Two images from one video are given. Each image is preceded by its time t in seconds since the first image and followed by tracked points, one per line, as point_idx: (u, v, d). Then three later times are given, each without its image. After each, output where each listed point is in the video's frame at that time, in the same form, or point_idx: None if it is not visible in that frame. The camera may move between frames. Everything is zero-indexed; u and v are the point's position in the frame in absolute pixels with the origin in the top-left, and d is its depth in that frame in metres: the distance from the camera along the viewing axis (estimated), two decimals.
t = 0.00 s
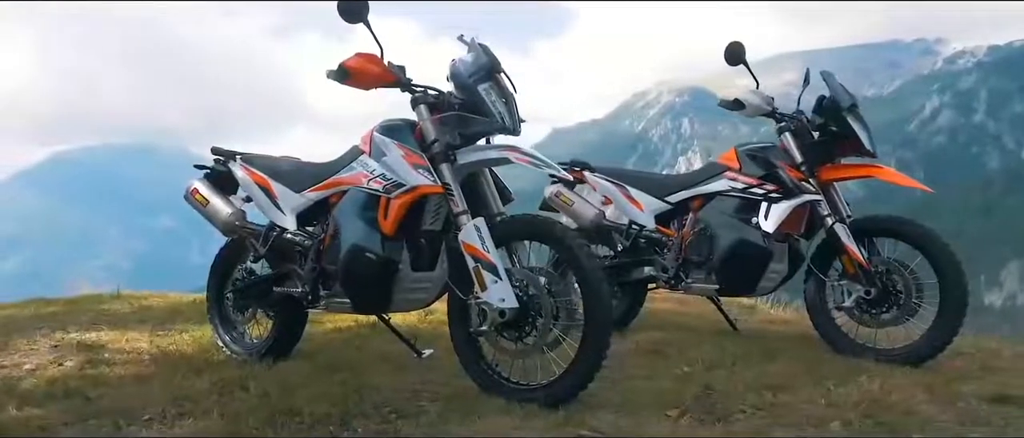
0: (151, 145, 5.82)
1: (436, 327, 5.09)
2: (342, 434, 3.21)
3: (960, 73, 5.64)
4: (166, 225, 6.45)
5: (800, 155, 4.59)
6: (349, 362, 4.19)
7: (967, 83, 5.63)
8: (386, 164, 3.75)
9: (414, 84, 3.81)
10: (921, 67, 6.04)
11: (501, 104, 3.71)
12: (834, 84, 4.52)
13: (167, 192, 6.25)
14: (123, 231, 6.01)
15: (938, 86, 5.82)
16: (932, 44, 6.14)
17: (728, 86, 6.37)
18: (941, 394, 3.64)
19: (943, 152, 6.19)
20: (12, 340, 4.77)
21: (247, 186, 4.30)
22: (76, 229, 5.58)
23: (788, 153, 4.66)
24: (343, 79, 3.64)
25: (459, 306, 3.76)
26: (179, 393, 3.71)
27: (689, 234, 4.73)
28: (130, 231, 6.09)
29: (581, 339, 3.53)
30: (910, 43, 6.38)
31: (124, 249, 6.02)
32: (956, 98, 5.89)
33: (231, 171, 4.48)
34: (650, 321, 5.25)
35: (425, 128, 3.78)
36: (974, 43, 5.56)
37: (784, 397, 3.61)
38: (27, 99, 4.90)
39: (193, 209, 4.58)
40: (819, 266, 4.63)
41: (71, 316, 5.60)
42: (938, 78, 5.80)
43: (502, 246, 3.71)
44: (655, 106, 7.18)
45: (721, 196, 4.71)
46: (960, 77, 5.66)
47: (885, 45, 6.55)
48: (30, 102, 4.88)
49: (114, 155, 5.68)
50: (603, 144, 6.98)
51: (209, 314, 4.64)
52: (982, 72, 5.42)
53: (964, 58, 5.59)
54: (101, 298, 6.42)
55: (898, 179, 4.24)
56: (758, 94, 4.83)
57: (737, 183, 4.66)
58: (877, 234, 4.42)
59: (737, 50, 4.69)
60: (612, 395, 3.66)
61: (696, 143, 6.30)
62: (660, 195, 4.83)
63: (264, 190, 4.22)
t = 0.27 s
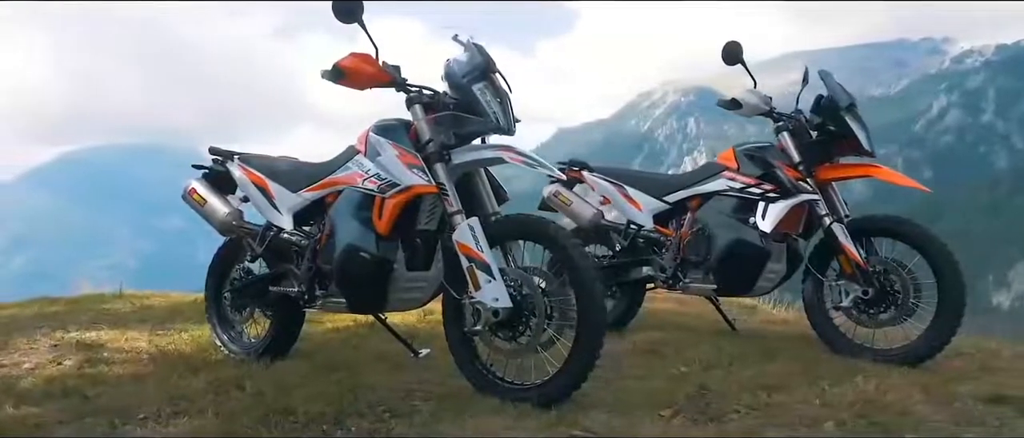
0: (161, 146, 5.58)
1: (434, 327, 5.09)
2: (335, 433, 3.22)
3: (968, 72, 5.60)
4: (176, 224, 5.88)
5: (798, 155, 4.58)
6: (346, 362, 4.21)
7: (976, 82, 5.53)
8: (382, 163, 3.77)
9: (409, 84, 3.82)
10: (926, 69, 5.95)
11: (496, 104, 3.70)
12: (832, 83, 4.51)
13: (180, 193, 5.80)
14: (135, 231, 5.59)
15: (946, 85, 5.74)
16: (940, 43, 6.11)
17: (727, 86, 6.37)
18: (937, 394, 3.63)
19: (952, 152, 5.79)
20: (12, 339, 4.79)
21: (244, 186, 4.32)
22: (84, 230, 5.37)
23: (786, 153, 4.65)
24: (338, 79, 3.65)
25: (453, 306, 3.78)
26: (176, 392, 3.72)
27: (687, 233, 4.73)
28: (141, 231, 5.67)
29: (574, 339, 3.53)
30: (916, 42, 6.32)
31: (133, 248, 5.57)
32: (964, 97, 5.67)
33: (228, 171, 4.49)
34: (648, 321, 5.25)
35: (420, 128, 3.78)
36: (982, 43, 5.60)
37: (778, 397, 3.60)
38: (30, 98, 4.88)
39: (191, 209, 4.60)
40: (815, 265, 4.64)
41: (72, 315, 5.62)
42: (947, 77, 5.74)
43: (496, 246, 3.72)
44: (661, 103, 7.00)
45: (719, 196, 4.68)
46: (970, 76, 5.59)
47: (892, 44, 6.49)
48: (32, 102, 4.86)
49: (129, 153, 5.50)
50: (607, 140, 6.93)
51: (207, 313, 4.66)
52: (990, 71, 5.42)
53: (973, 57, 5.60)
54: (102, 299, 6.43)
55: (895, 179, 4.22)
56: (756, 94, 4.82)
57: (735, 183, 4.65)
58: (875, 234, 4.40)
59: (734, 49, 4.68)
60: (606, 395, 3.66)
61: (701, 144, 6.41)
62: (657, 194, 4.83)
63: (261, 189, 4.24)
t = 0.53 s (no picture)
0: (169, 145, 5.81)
1: (433, 327, 5.10)
2: (325, 432, 3.23)
3: (977, 71, 5.56)
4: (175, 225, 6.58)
5: (795, 155, 4.57)
6: (342, 361, 4.22)
7: (984, 81, 5.51)
8: (375, 163, 3.77)
9: (404, 84, 3.83)
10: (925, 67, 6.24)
11: (489, 104, 3.72)
12: (829, 82, 4.50)
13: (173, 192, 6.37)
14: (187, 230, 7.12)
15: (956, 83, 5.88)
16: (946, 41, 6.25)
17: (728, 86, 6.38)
18: (932, 395, 3.62)
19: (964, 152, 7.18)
20: (12, 338, 4.83)
21: (241, 185, 4.34)
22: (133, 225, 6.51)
23: (784, 153, 4.64)
24: (331, 79, 3.66)
25: (447, 305, 3.78)
26: (170, 391, 3.74)
27: (684, 233, 4.70)
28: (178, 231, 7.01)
29: (566, 339, 3.53)
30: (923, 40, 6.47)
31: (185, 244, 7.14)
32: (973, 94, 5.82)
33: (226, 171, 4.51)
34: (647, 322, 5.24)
35: (413, 127, 3.79)
36: (991, 40, 5.47)
37: (772, 397, 3.59)
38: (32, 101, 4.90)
39: (188, 209, 4.62)
40: (813, 266, 4.61)
41: (73, 315, 5.66)
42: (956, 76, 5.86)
43: (489, 245, 3.73)
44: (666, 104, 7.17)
45: (715, 196, 4.66)
46: (979, 74, 5.55)
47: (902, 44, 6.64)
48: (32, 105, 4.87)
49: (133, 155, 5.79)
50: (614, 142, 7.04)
51: (205, 312, 4.68)
52: (999, 69, 5.35)
53: (983, 56, 5.51)
54: (103, 298, 6.48)
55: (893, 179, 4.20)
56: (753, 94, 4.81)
57: (732, 183, 4.62)
58: (872, 234, 4.39)
59: (731, 49, 4.68)
60: (599, 395, 3.66)
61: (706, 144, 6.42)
62: (655, 194, 4.82)
63: (257, 189, 4.26)
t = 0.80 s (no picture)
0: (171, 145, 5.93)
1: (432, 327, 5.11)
2: (317, 431, 3.24)
3: (989, 68, 5.56)
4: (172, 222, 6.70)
5: (793, 154, 4.55)
6: (339, 362, 4.23)
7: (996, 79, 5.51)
8: (370, 164, 3.78)
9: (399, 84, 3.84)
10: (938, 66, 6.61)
11: (484, 104, 3.72)
12: (828, 81, 4.47)
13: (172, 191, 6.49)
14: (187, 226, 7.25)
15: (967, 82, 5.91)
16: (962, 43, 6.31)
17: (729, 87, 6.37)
18: (928, 397, 3.59)
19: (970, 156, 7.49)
20: (14, 338, 4.86)
21: (239, 185, 4.35)
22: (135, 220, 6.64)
23: (782, 152, 4.62)
24: (326, 79, 3.67)
25: (441, 306, 3.79)
26: (167, 390, 3.76)
27: (682, 234, 4.70)
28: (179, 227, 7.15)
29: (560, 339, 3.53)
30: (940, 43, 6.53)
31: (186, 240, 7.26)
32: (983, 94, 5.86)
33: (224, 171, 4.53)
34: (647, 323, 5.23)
35: (407, 128, 3.79)
36: (1002, 39, 5.41)
37: (767, 398, 3.58)
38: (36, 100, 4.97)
39: (187, 210, 4.64)
40: (811, 267, 4.56)
41: (76, 314, 5.70)
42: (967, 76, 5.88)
43: (483, 246, 3.73)
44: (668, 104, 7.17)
45: (714, 196, 4.64)
46: (992, 72, 5.55)
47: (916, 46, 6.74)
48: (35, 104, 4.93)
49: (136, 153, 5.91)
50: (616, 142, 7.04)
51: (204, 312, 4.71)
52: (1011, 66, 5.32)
53: (993, 54, 5.48)
54: (107, 298, 6.52)
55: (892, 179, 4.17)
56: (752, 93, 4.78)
57: (730, 183, 4.60)
58: (870, 234, 4.37)
59: (729, 50, 4.67)
60: (594, 396, 3.66)
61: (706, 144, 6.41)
62: (654, 195, 4.82)
63: (254, 189, 4.27)
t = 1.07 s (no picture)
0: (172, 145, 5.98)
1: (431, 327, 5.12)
2: (311, 432, 3.25)
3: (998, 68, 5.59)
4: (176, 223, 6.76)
5: (791, 155, 4.54)
6: (337, 362, 4.25)
7: (1006, 78, 5.53)
8: (365, 164, 3.79)
9: (394, 85, 3.84)
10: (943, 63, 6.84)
11: (479, 105, 3.73)
12: (826, 81, 4.46)
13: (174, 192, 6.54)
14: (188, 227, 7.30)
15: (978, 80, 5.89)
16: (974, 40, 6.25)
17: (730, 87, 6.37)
18: (924, 398, 3.58)
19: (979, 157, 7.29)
20: (15, 337, 4.89)
21: (236, 186, 4.37)
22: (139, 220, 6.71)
23: (780, 153, 4.61)
24: (321, 80, 3.69)
25: (437, 306, 3.79)
26: (164, 389, 3.78)
27: (680, 235, 4.69)
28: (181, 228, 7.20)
29: (554, 340, 3.53)
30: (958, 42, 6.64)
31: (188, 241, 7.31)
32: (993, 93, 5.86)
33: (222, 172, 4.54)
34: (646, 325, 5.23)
35: (403, 128, 3.81)
36: (1010, 38, 5.37)
37: (761, 399, 3.57)
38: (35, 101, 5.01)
39: (186, 210, 4.67)
40: (809, 267, 4.54)
41: (78, 314, 5.73)
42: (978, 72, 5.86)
43: (479, 247, 3.73)
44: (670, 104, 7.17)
45: (712, 196, 4.63)
46: (1000, 71, 5.58)
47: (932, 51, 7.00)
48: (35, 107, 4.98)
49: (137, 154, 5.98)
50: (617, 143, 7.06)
51: (203, 312, 4.73)
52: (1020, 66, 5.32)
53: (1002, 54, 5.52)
54: (109, 298, 6.56)
55: (890, 179, 4.14)
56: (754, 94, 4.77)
57: (728, 183, 4.59)
58: (868, 235, 4.36)
59: (727, 50, 4.66)
60: (588, 396, 3.65)
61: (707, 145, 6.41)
62: (652, 195, 4.81)
63: (252, 189, 4.28)
